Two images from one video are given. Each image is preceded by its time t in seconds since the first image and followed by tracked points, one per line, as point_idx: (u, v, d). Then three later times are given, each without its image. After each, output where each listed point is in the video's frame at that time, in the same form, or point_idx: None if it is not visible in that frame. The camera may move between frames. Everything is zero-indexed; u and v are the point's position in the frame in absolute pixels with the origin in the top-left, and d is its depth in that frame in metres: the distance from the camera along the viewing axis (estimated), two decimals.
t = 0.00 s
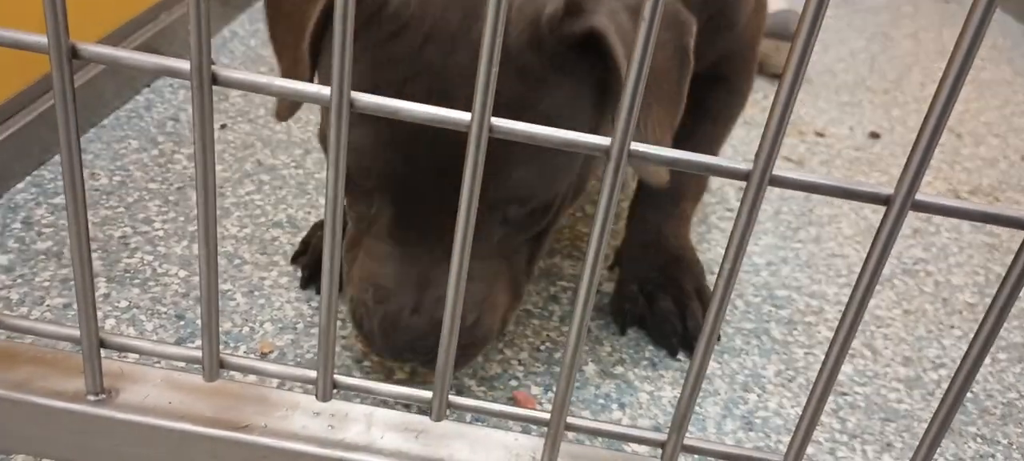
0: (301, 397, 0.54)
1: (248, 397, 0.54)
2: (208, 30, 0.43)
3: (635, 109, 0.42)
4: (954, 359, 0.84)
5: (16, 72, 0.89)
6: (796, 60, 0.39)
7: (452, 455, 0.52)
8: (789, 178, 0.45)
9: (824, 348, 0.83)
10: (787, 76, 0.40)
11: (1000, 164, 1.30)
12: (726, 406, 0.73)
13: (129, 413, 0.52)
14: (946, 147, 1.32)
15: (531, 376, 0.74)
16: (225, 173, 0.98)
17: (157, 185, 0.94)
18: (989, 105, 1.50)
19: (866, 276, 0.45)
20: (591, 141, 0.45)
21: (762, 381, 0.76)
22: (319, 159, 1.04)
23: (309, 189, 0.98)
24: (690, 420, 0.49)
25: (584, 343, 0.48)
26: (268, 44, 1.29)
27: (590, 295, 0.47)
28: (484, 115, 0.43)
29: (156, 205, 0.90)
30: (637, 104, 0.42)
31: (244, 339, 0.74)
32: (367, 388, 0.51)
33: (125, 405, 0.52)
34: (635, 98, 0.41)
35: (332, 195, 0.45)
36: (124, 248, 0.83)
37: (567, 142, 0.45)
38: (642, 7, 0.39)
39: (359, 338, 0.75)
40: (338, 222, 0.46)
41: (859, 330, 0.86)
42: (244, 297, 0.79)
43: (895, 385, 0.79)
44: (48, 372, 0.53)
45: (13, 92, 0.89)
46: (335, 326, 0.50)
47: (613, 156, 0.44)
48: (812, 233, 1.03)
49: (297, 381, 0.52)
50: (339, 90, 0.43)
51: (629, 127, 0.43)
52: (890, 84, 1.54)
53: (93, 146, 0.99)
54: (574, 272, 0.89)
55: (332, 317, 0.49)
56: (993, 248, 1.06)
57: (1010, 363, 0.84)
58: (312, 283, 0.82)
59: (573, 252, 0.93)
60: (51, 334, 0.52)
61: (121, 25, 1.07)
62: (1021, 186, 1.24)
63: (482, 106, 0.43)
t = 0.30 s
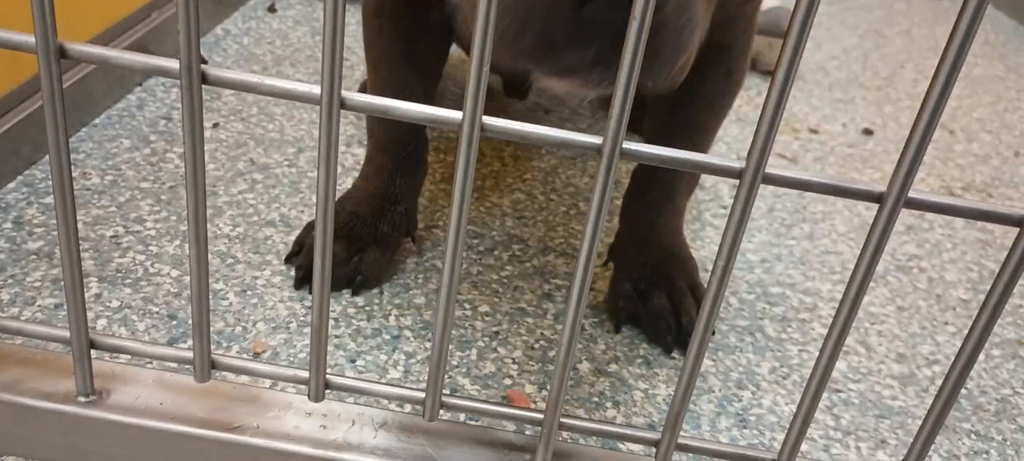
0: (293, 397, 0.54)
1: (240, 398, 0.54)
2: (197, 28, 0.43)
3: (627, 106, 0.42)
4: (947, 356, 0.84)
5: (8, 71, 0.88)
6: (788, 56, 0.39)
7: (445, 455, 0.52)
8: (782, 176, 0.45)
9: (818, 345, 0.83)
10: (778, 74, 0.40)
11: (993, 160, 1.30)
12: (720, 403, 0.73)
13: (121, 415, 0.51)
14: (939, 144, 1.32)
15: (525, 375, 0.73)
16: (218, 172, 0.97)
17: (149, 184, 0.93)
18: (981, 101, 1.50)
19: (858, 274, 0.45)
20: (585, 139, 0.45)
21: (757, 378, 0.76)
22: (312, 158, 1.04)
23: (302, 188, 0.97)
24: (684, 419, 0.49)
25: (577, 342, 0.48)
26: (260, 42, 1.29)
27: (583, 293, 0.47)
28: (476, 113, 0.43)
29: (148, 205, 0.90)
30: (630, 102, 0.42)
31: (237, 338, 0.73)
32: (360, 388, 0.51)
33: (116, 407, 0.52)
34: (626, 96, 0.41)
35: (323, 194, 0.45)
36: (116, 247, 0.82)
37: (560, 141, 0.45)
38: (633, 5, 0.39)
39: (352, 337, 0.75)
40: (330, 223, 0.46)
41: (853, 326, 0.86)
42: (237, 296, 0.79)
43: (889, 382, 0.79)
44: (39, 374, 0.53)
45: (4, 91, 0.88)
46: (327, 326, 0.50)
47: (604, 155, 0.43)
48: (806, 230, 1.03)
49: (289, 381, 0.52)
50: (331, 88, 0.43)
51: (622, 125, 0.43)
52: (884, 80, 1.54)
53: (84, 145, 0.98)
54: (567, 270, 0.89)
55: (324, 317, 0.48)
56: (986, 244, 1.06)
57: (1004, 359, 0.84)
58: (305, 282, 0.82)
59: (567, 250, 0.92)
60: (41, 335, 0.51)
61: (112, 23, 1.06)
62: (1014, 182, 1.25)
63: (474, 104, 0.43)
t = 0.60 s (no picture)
0: (300, 400, 0.54)
1: (247, 400, 0.54)
2: (207, 33, 0.43)
3: (632, 110, 0.42)
4: (953, 359, 0.84)
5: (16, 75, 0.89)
6: (791, 61, 0.40)
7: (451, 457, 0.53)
8: (786, 180, 0.45)
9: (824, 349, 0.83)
10: (782, 79, 0.41)
11: (999, 164, 1.30)
12: (725, 407, 0.73)
13: (130, 416, 0.52)
14: (944, 147, 1.32)
15: (531, 378, 0.74)
16: (224, 176, 0.98)
17: (157, 188, 0.94)
18: (987, 104, 1.50)
19: (863, 277, 0.45)
20: (591, 143, 0.45)
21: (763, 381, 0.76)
22: (319, 162, 1.04)
23: (309, 191, 0.98)
24: (689, 422, 0.50)
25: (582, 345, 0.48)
26: (267, 46, 1.29)
27: (588, 296, 0.47)
28: (482, 117, 0.43)
29: (156, 209, 0.90)
30: (634, 106, 0.42)
31: (244, 341, 0.74)
32: (367, 390, 0.51)
33: (125, 408, 0.52)
34: (631, 101, 0.41)
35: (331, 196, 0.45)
36: (124, 251, 0.83)
37: (565, 145, 0.45)
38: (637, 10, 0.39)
39: (358, 340, 0.76)
40: (337, 226, 0.46)
41: (859, 330, 0.86)
42: (244, 299, 0.79)
43: (895, 386, 0.79)
44: (49, 376, 0.53)
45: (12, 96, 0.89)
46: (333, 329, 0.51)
47: (609, 159, 0.44)
48: (812, 234, 1.03)
49: (296, 383, 0.52)
50: (338, 92, 0.43)
51: (627, 129, 0.43)
52: (889, 84, 1.54)
53: (92, 150, 0.99)
54: (573, 273, 0.89)
55: (331, 319, 0.49)
56: (992, 248, 1.06)
57: (1010, 363, 0.84)
58: (311, 286, 0.82)
59: (572, 253, 0.93)
60: (50, 337, 0.52)
61: (120, 27, 1.07)
62: (1020, 186, 1.25)
63: (480, 108, 0.43)
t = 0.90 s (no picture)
0: (307, 402, 0.55)
1: (254, 402, 0.55)
2: (216, 40, 0.44)
3: (636, 115, 0.43)
4: (957, 361, 0.84)
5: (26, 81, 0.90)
6: (793, 65, 0.40)
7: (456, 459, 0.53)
8: (789, 183, 0.46)
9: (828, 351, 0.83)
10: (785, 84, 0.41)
11: (1003, 166, 1.30)
12: (729, 409, 0.73)
13: (138, 418, 0.52)
14: (948, 150, 1.32)
15: (535, 380, 0.74)
16: (231, 181, 0.98)
17: (164, 192, 0.94)
18: (992, 107, 1.50)
19: (865, 279, 0.45)
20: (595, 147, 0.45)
21: (766, 384, 0.77)
22: (325, 166, 1.05)
23: (314, 196, 0.98)
24: (692, 423, 0.50)
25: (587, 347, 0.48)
26: (274, 52, 1.30)
27: (592, 299, 0.47)
28: (487, 122, 0.44)
29: (163, 213, 0.91)
30: (638, 110, 0.42)
31: (251, 344, 0.74)
32: (372, 392, 0.52)
33: (133, 410, 0.53)
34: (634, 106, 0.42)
35: (338, 201, 0.46)
36: (132, 255, 0.84)
37: (569, 149, 0.46)
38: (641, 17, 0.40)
39: (364, 342, 0.76)
40: (344, 230, 0.47)
41: (862, 332, 0.86)
42: (251, 303, 0.80)
43: (898, 388, 0.79)
44: (58, 378, 0.54)
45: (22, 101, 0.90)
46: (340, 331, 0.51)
47: (613, 163, 0.44)
48: (815, 237, 1.03)
49: (303, 386, 0.52)
50: (345, 98, 0.44)
51: (631, 133, 0.43)
52: (893, 87, 1.54)
53: (100, 154, 1.00)
54: (577, 276, 0.90)
55: (338, 322, 0.49)
56: (996, 250, 1.06)
57: (1014, 365, 0.84)
58: (317, 289, 0.83)
59: (577, 256, 0.93)
60: (60, 340, 0.52)
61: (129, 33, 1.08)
62: None
63: (485, 113, 0.44)
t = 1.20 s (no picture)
0: (284, 403, 0.54)
1: (230, 404, 0.53)
2: (184, 35, 0.42)
3: (616, 109, 0.42)
4: (938, 350, 0.85)
5: None
6: (774, 57, 0.39)
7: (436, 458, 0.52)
8: (771, 177, 0.45)
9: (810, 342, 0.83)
10: (766, 76, 0.41)
11: (981, 154, 1.31)
12: (712, 401, 0.73)
13: (111, 422, 0.51)
14: (927, 138, 1.33)
15: (518, 376, 0.73)
16: (207, 176, 0.97)
17: (138, 189, 0.93)
18: (970, 95, 1.51)
19: (847, 273, 0.45)
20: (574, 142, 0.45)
21: (749, 375, 0.77)
22: (302, 160, 1.03)
23: (292, 191, 0.97)
24: (675, 420, 0.49)
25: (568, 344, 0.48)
26: (250, 44, 1.28)
27: (573, 296, 0.47)
28: (464, 117, 0.43)
29: (138, 210, 0.89)
30: (618, 104, 0.42)
31: (228, 343, 0.73)
32: (350, 392, 0.51)
33: (106, 415, 0.52)
34: (613, 101, 0.41)
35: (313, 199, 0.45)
36: (106, 253, 0.82)
37: (548, 144, 0.45)
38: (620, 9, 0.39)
39: (344, 340, 0.75)
40: (319, 229, 0.46)
41: (844, 322, 0.86)
42: (228, 301, 0.78)
43: (880, 377, 0.79)
44: (28, 383, 0.53)
45: None
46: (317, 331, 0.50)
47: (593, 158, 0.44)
48: (797, 227, 1.03)
49: (280, 387, 0.51)
50: (318, 93, 0.43)
51: (610, 128, 0.43)
52: (872, 76, 1.55)
53: (72, 151, 0.98)
54: (558, 269, 0.89)
55: (314, 322, 0.48)
56: (975, 238, 1.07)
57: (994, 352, 0.85)
58: (295, 286, 0.82)
59: (558, 250, 0.92)
60: (29, 344, 0.51)
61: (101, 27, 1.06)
62: (1003, 176, 1.25)
63: (462, 108, 0.43)
